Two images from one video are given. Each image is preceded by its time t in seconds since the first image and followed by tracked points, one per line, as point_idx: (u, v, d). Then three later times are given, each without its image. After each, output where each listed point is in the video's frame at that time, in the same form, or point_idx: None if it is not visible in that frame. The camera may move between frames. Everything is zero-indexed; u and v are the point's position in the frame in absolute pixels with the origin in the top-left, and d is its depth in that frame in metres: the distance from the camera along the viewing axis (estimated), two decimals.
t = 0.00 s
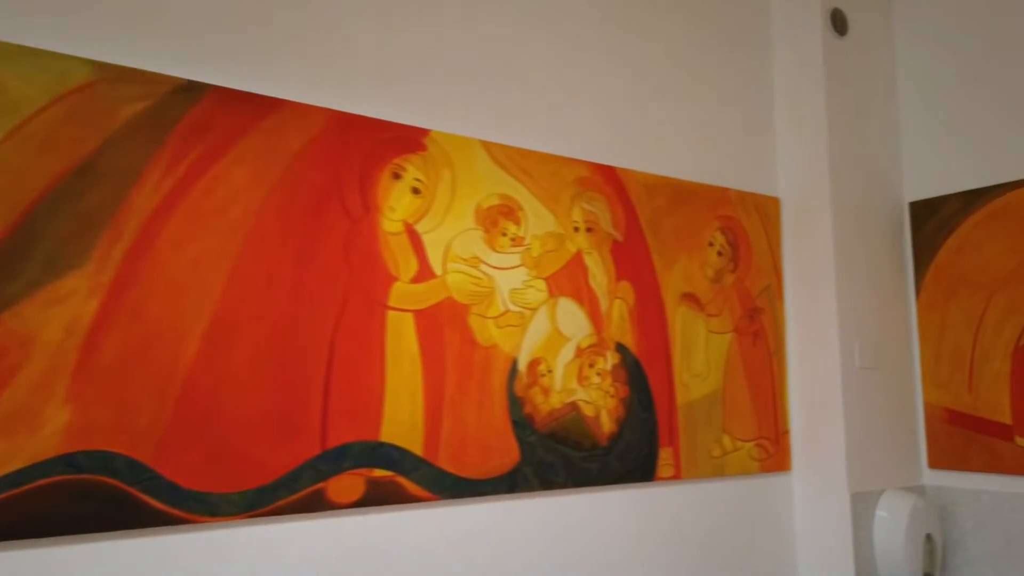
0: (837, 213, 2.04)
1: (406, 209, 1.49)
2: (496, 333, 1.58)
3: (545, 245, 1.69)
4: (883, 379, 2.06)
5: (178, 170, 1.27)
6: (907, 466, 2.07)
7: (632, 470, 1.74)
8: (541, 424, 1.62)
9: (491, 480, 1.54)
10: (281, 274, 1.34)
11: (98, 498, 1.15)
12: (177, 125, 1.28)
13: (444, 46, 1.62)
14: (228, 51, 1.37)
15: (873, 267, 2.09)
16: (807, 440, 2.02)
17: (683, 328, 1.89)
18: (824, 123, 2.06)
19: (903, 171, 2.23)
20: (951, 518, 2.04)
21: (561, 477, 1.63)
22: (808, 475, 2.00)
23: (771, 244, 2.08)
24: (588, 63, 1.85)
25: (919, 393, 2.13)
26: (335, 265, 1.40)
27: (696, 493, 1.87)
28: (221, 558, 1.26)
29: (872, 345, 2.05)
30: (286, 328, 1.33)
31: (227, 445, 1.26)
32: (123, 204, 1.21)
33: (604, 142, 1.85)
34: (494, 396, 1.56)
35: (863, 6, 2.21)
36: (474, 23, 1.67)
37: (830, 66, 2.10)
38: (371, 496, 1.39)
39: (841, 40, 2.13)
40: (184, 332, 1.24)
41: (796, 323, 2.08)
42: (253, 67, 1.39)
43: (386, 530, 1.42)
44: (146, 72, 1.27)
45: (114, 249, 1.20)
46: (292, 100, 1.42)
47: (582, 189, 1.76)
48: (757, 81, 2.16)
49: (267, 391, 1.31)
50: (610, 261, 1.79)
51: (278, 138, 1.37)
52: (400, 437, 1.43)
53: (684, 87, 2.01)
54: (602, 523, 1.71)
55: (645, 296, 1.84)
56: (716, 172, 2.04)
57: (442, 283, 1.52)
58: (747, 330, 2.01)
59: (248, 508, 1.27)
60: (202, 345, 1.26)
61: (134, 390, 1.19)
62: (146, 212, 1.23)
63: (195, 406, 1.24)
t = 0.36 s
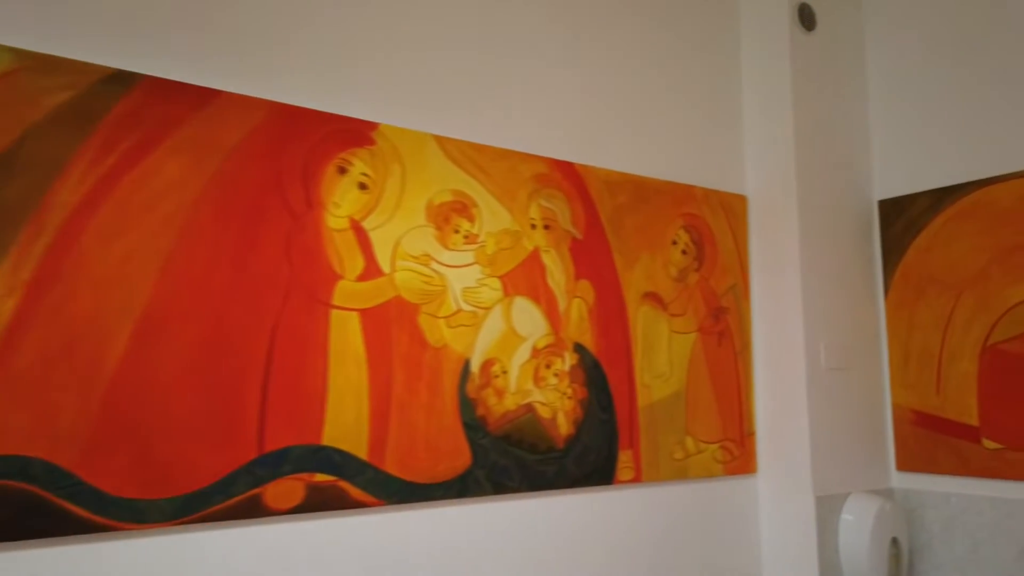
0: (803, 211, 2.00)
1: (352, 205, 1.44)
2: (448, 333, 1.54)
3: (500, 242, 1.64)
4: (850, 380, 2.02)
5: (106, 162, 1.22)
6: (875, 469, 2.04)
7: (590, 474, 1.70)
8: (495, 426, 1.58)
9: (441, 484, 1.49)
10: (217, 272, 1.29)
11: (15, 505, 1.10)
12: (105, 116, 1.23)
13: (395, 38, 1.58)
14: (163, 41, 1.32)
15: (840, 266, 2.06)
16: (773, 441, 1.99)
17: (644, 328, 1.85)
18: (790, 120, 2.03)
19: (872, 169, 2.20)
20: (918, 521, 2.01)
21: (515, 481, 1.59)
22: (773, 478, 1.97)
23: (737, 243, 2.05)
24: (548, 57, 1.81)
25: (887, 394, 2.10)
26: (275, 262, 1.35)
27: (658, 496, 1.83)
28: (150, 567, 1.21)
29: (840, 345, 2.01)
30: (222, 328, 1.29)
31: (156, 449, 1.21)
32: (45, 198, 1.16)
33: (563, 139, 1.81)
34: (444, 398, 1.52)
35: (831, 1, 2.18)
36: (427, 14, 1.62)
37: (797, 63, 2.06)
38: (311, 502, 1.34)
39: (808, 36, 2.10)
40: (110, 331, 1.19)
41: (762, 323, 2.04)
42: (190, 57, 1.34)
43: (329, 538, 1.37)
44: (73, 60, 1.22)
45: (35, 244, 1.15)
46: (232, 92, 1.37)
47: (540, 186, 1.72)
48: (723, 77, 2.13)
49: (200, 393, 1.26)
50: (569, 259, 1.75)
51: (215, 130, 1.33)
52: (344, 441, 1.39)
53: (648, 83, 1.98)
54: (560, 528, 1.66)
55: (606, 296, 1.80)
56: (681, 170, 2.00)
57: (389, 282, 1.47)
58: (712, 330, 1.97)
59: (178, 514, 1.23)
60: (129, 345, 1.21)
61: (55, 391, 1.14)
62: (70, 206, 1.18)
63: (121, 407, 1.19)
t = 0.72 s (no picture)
0: (772, 210, 1.98)
1: (302, 201, 1.41)
2: (403, 332, 1.50)
3: (459, 240, 1.60)
4: (820, 381, 2.00)
5: (38, 155, 1.17)
6: (845, 470, 2.02)
7: (551, 476, 1.67)
8: (452, 428, 1.54)
9: (395, 487, 1.46)
10: (158, 269, 1.26)
11: None
12: (39, 107, 1.19)
13: (350, 31, 1.54)
14: (104, 32, 1.28)
15: (810, 265, 2.04)
16: (741, 442, 1.97)
17: (609, 327, 1.82)
18: (760, 117, 2.00)
19: (844, 168, 2.18)
20: (887, 523, 1.98)
21: (473, 484, 1.56)
22: (741, 480, 1.95)
23: (705, 242, 2.03)
24: (511, 50, 1.77)
25: (857, 395, 2.08)
26: (219, 259, 1.31)
27: (622, 498, 1.80)
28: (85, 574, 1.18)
29: (809, 345, 1.99)
30: (162, 327, 1.25)
31: (90, 452, 1.18)
32: None
33: (527, 134, 1.77)
34: (399, 399, 1.48)
35: None
36: (384, 7, 1.59)
37: (767, 59, 2.04)
38: (256, 506, 1.31)
39: (779, 32, 2.08)
40: (42, 331, 1.16)
41: (730, 323, 2.02)
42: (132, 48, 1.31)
43: (275, 542, 1.34)
44: (6, 50, 1.18)
45: None
46: (176, 84, 1.33)
47: (501, 182, 1.69)
48: (693, 74, 2.11)
49: (139, 394, 1.22)
50: (531, 257, 1.71)
51: (157, 124, 1.29)
52: (292, 443, 1.35)
53: (615, 78, 1.95)
54: (519, 532, 1.63)
55: (569, 295, 1.77)
56: (648, 167, 1.98)
57: (342, 280, 1.44)
58: (679, 330, 1.95)
59: (114, 519, 1.19)
60: (63, 344, 1.17)
61: None
62: None
63: (52, 409, 1.15)
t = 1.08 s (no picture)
0: (737, 210, 1.98)
1: (256, 198, 1.39)
2: (360, 331, 1.48)
3: (419, 238, 1.59)
4: (784, 381, 2.00)
5: None
6: (808, 471, 2.02)
7: (511, 476, 1.66)
8: (410, 428, 1.53)
9: (349, 488, 1.44)
10: (105, 266, 1.24)
11: None
12: None
13: (308, 26, 1.52)
14: (50, 25, 1.26)
15: (775, 265, 2.04)
16: (705, 443, 1.97)
17: (573, 327, 1.82)
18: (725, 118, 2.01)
19: (811, 169, 2.19)
20: (850, 524, 1.99)
21: (430, 484, 1.54)
22: (705, 480, 1.95)
23: (671, 241, 2.03)
24: (474, 48, 1.76)
25: (822, 396, 2.08)
26: (168, 256, 1.30)
27: (584, 499, 1.79)
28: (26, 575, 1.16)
29: (772, 346, 1.99)
30: (107, 324, 1.23)
31: (31, 451, 1.15)
32: None
33: (490, 133, 1.76)
34: (355, 399, 1.47)
35: None
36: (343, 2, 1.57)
37: (732, 60, 2.04)
38: (205, 507, 1.29)
39: (745, 33, 2.08)
40: None
41: (696, 323, 2.02)
42: (80, 41, 1.29)
43: (224, 544, 1.33)
44: None
45: None
46: (126, 78, 1.31)
47: (463, 181, 1.67)
48: (659, 74, 2.11)
49: (83, 392, 1.20)
50: (492, 257, 1.70)
51: (105, 118, 1.27)
52: (243, 443, 1.34)
53: (580, 77, 1.94)
54: (478, 533, 1.62)
55: (532, 294, 1.76)
56: (614, 167, 1.98)
57: (296, 278, 1.42)
58: (644, 330, 1.95)
59: (56, 520, 1.17)
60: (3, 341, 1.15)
61: None
62: None
63: None
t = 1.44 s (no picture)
0: (696, 215, 2.01)
1: (210, 201, 1.39)
2: (315, 334, 1.49)
3: (376, 241, 1.60)
4: (742, 384, 2.04)
5: None
6: (766, 472, 2.05)
7: (469, 478, 1.67)
8: (365, 429, 1.54)
9: (303, 490, 1.45)
10: (55, 268, 1.24)
11: None
12: None
13: (264, 30, 1.53)
14: None
15: (733, 270, 2.07)
16: (663, 444, 2.00)
17: (532, 330, 1.83)
18: (684, 124, 2.04)
19: (770, 175, 2.22)
20: (805, 524, 2.02)
21: (385, 486, 1.55)
22: (663, 481, 1.98)
23: (632, 246, 2.06)
24: (434, 53, 1.77)
25: (779, 398, 2.12)
26: (120, 258, 1.30)
27: (542, 500, 1.81)
28: None
29: (730, 349, 2.03)
30: (56, 326, 1.23)
31: None
32: None
33: (450, 137, 1.78)
34: (309, 402, 1.47)
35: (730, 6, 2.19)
36: (300, 6, 1.58)
37: (692, 66, 2.07)
38: (155, 509, 1.29)
39: (705, 40, 2.11)
40: None
41: (655, 326, 2.05)
42: (31, 42, 1.28)
43: (175, 546, 1.33)
44: None
45: None
46: (77, 80, 1.31)
47: (421, 185, 1.69)
48: (620, 80, 2.13)
49: (30, 395, 1.20)
50: (451, 260, 1.71)
51: (56, 120, 1.27)
52: (194, 445, 1.34)
53: (541, 83, 1.97)
54: (434, 534, 1.63)
55: (490, 297, 1.77)
56: (574, 172, 2.00)
57: (250, 280, 1.43)
58: (604, 333, 1.97)
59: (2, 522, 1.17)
60: None
61: None
62: None
63: None
